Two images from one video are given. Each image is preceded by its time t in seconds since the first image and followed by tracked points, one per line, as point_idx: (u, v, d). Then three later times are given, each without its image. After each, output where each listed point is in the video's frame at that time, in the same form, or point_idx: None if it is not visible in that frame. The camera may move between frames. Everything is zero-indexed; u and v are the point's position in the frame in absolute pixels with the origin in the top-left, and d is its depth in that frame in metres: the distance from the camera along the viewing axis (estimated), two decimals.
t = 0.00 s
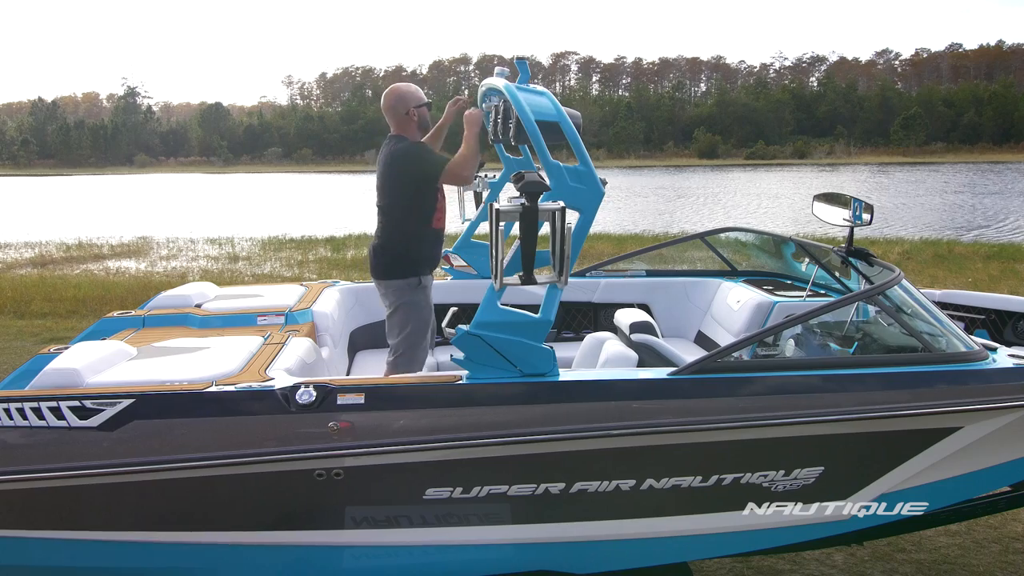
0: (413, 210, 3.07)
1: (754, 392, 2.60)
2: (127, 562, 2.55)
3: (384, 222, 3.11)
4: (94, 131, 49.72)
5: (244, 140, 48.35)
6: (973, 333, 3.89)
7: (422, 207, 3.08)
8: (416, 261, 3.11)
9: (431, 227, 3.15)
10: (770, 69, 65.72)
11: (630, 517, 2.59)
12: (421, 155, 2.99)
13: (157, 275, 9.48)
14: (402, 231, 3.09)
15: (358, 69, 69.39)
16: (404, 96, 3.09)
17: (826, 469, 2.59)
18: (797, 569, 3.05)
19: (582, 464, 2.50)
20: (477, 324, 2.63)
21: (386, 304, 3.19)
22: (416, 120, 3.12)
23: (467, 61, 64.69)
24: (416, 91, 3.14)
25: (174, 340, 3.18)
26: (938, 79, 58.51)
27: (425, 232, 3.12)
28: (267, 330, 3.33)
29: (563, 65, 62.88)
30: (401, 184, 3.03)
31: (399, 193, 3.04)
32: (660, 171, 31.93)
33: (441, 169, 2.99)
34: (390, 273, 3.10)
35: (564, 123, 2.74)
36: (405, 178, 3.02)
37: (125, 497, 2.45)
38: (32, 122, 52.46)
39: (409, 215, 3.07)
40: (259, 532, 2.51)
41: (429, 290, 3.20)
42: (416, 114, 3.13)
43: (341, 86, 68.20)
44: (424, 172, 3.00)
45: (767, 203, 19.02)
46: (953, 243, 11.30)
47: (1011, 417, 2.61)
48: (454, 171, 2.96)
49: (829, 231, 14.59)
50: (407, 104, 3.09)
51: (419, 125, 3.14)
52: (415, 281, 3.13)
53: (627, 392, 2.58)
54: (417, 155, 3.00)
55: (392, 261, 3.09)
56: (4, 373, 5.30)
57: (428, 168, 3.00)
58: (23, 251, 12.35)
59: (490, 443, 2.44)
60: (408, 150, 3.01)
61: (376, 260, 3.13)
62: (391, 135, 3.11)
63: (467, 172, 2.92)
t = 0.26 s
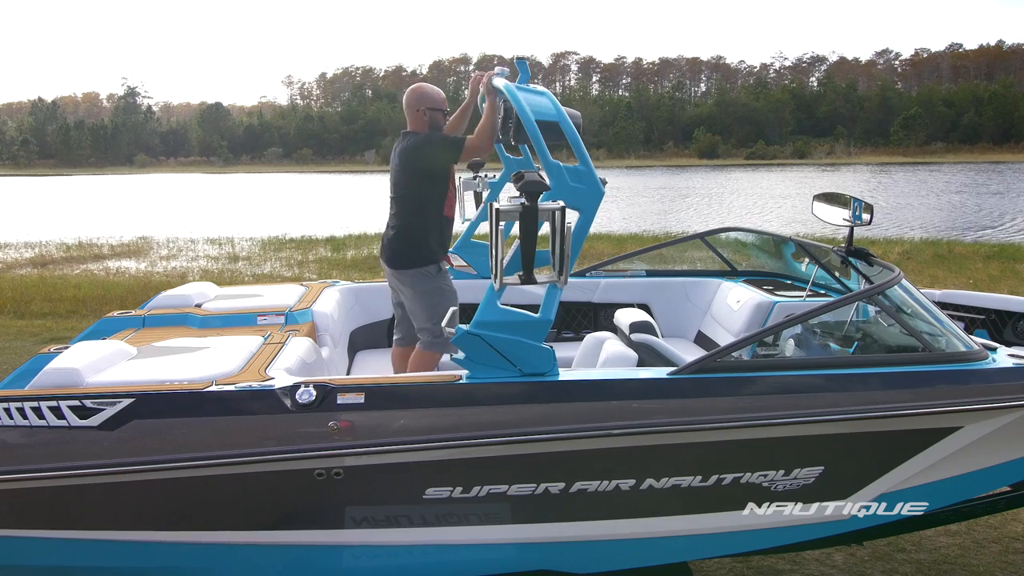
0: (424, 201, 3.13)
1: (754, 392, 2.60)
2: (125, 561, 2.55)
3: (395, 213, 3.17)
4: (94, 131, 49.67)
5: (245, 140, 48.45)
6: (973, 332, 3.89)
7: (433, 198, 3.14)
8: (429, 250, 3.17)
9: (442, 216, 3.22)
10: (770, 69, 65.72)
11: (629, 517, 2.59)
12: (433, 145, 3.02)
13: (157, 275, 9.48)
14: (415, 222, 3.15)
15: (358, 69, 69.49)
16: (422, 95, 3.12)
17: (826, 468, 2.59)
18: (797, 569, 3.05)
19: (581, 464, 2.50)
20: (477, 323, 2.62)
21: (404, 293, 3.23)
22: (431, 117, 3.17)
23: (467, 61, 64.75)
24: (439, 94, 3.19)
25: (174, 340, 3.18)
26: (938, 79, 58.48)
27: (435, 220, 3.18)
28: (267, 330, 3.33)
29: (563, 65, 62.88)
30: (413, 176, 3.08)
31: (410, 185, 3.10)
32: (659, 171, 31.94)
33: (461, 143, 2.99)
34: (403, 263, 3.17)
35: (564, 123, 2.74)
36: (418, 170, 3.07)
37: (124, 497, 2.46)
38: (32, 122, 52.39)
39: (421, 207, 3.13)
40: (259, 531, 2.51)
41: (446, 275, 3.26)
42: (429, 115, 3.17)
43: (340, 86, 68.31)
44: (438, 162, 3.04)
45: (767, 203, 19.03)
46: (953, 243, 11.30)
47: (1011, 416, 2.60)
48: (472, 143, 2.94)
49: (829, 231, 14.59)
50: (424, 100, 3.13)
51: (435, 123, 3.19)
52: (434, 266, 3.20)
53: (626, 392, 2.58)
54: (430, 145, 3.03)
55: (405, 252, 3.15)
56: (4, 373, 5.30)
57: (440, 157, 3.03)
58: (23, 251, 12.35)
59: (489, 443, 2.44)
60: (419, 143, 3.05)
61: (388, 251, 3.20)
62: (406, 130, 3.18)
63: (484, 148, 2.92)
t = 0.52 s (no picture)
0: (440, 202, 3.14)
1: (754, 392, 2.61)
2: (124, 561, 2.55)
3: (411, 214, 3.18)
4: (94, 131, 49.58)
5: (244, 140, 48.48)
6: (973, 332, 3.89)
7: (448, 200, 3.15)
8: (446, 250, 3.19)
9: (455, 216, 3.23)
10: (770, 69, 65.72)
11: (628, 517, 2.59)
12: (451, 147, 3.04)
13: (157, 275, 9.48)
14: (430, 223, 3.16)
15: (358, 69, 69.53)
16: (444, 98, 3.09)
17: (826, 468, 2.59)
18: (798, 569, 3.05)
19: (581, 464, 2.51)
20: (480, 320, 2.62)
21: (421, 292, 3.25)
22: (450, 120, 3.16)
23: (467, 61, 64.85)
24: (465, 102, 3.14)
25: (174, 340, 3.18)
26: (938, 79, 58.50)
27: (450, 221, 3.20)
28: (267, 330, 3.33)
29: (563, 65, 62.92)
30: (429, 178, 3.11)
31: (426, 186, 3.12)
32: (659, 171, 31.95)
33: (473, 143, 3.05)
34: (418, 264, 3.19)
35: (577, 125, 2.73)
36: (434, 171, 3.09)
37: (124, 497, 2.46)
38: (32, 122, 52.31)
39: (437, 209, 3.15)
40: (258, 531, 2.51)
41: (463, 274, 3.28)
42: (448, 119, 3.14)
43: (341, 87, 68.32)
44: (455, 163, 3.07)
45: (767, 203, 19.03)
46: (953, 243, 11.29)
47: (1011, 417, 2.60)
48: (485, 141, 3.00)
49: (829, 231, 14.59)
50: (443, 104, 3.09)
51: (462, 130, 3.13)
52: (451, 266, 3.22)
53: (626, 393, 2.59)
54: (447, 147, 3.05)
55: (421, 252, 3.17)
56: (4, 373, 5.30)
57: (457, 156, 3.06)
58: (23, 251, 12.34)
59: (489, 443, 2.44)
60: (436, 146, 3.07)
61: (403, 252, 3.21)
62: (423, 133, 3.20)
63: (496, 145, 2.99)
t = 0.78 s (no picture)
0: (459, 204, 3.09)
1: (754, 392, 2.61)
2: (123, 561, 2.55)
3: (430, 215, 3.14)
4: (94, 131, 49.48)
5: (245, 140, 48.53)
6: (973, 332, 3.89)
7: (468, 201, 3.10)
8: (464, 254, 3.16)
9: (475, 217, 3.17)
10: (770, 69, 65.75)
11: (629, 517, 2.59)
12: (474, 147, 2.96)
13: (157, 275, 9.48)
14: (450, 225, 3.11)
15: (359, 69, 69.59)
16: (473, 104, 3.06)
17: (826, 468, 2.59)
18: (797, 569, 3.05)
19: (582, 463, 2.50)
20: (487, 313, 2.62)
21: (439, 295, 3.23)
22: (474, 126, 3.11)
23: (468, 61, 64.95)
24: (490, 109, 3.11)
25: (174, 340, 3.18)
26: (938, 79, 58.52)
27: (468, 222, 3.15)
28: (267, 330, 3.33)
29: (563, 65, 62.97)
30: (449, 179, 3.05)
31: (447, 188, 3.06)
32: (659, 171, 31.97)
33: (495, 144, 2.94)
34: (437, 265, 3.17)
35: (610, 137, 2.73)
36: (454, 173, 3.02)
37: (122, 498, 2.46)
38: (32, 122, 52.22)
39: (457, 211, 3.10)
40: (257, 531, 2.51)
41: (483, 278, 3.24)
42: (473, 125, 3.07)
43: (341, 87, 68.37)
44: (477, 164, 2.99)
45: (767, 203, 19.04)
46: (953, 243, 11.30)
47: (1011, 417, 2.60)
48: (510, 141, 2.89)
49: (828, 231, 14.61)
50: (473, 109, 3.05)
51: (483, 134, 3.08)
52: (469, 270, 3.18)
53: (626, 393, 2.59)
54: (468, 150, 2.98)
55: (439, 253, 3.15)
56: (4, 373, 5.30)
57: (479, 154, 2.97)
58: (23, 251, 12.34)
59: (490, 441, 2.44)
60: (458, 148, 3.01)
61: (422, 253, 3.18)
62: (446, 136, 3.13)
63: (522, 146, 2.86)
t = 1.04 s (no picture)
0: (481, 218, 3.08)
1: (754, 392, 2.61)
2: (123, 561, 2.55)
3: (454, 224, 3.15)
4: (94, 131, 49.44)
5: (245, 140, 48.50)
6: (973, 332, 3.89)
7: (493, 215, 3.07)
8: (485, 268, 3.19)
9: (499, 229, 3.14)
10: (769, 69, 65.75)
11: (629, 517, 2.59)
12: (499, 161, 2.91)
13: (157, 275, 9.48)
14: (472, 237, 3.13)
15: (359, 70, 69.60)
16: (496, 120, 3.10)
17: (826, 469, 2.59)
18: (797, 569, 3.05)
19: (582, 463, 2.50)
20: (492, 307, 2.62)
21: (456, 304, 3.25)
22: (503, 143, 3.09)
23: (468, 61, 65.04)
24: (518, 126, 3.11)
25: (174, 340, 3.18)
26: (938, 78, 58.51)
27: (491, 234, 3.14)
28: (267, 331, 3.33)
29: (563, 65, 62.99)
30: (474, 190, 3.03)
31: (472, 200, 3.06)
32: (659, 171, 31.98)
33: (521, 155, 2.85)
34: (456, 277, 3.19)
35: (632, 147, 2.70)
36: (480, 188, 3.00)
37: (123, 499, 2.46)
38: (32, 122, 52.12)
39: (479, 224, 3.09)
40: (257, 531, 2.51)
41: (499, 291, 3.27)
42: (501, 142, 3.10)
43: (341, 87, 68.39)
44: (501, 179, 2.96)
45: (767, 203, 19.05)
46: (952, 243, 11.30)
47: (1011, 417, 2.60)
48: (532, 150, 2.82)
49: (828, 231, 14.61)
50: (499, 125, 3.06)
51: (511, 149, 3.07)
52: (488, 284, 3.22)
53: (627, 393, 2.59)
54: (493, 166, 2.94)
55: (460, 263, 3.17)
56: (4, 373, 5.30)
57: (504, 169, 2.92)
58: (22, 251, 12.34)
59: (491, 442, 2.44)
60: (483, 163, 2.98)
61: (445, 263, 3.19)
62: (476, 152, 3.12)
63: (546, 152, 2.78)
